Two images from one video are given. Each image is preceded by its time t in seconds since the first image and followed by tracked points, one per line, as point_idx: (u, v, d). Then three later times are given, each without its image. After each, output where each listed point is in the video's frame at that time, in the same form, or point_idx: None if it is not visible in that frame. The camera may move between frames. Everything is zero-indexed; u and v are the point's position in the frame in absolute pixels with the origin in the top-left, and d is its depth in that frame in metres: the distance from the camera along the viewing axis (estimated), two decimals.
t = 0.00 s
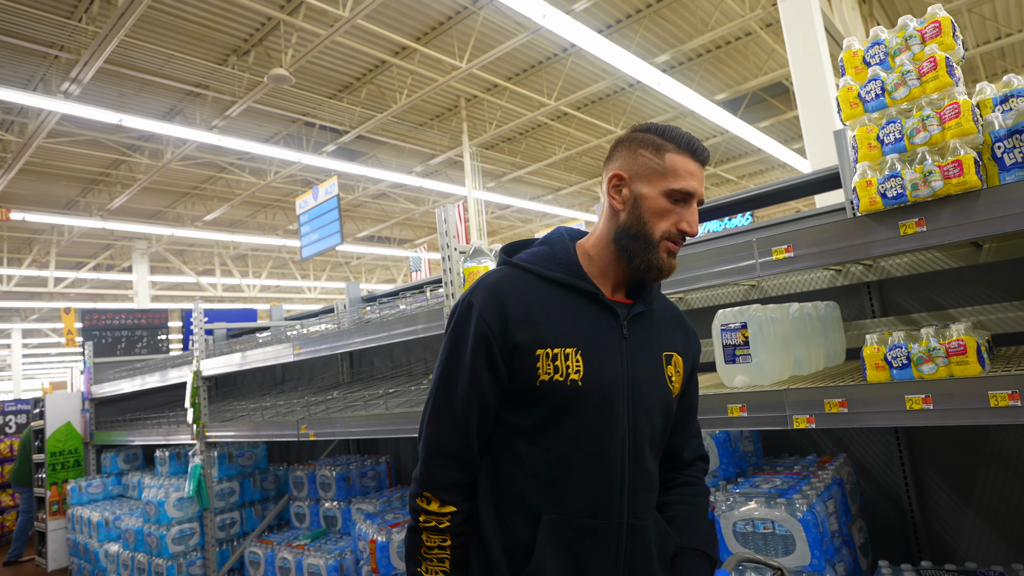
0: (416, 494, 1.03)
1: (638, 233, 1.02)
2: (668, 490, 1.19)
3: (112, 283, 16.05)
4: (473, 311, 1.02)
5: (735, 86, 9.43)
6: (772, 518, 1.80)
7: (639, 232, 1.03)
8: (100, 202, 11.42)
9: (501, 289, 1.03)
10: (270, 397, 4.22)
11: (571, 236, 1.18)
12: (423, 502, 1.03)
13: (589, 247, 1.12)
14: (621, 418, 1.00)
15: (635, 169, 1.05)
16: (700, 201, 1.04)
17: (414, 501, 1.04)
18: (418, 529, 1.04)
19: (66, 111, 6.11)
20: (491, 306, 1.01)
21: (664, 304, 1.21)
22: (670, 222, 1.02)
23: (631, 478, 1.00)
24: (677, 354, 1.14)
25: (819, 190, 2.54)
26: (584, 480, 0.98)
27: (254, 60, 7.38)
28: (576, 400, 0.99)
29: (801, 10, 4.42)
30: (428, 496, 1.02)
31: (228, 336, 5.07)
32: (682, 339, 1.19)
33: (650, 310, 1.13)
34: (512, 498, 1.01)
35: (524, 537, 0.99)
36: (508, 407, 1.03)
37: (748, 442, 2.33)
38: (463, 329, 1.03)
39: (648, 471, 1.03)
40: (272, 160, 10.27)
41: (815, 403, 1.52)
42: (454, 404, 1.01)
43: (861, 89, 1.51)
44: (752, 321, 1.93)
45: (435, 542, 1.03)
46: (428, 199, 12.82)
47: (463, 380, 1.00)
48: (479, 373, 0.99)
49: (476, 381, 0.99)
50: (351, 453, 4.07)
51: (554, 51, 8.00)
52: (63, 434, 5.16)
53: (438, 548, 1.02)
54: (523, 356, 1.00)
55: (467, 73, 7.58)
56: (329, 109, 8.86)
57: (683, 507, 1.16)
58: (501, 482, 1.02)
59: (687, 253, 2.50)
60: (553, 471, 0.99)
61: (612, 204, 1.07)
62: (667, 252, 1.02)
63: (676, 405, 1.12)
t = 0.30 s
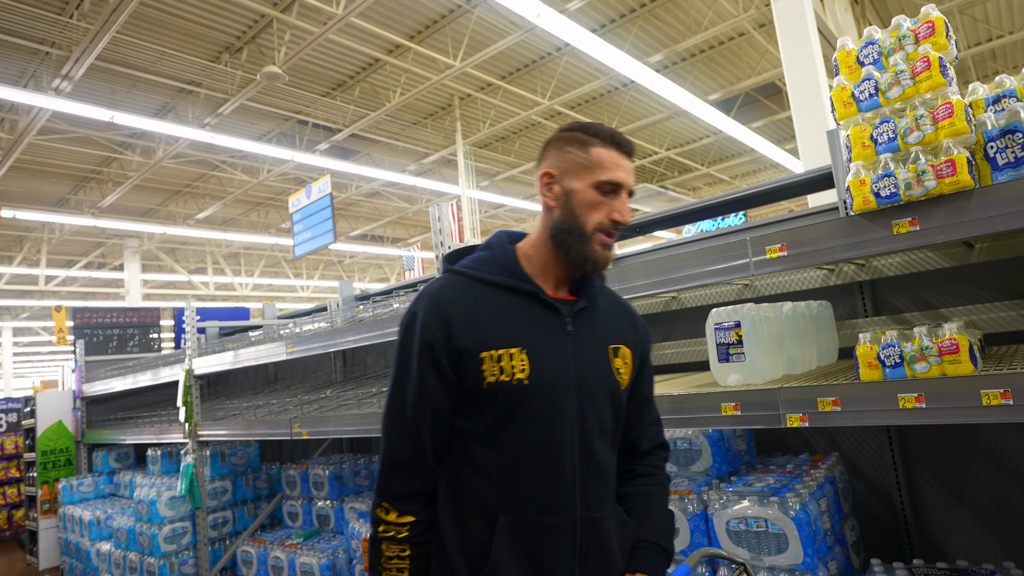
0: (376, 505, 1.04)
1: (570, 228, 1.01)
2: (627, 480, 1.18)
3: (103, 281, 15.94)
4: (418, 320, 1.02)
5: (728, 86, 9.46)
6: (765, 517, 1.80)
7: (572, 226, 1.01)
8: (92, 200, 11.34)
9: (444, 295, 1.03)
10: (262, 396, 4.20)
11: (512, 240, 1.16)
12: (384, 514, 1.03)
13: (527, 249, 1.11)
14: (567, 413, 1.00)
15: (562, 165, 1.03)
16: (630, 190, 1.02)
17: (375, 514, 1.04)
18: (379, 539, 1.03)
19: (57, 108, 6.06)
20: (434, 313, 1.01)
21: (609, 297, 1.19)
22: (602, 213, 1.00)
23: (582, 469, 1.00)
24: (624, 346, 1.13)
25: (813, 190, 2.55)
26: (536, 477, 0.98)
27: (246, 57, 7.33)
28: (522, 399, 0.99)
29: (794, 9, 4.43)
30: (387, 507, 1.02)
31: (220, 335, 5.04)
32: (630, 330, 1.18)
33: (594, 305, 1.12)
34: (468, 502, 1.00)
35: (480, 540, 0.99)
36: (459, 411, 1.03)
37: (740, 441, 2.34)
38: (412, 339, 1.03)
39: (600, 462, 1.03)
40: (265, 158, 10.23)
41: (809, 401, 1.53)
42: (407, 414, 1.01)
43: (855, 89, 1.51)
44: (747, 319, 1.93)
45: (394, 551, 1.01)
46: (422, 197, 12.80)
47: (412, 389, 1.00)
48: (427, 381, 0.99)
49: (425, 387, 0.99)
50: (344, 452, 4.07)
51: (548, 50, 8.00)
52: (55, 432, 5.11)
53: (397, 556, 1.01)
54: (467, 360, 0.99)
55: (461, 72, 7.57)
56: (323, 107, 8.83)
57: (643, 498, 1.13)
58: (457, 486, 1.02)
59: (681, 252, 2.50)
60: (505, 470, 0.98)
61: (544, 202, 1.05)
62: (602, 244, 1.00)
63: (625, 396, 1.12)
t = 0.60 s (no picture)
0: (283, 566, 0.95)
1: (439, 240, 1.01)
2: (558, 472, 1.19)
3: (102, 279, 15.90)
4: (298, 359, 0.98)
5: (728, 85, 9.46)
6: (767, 515, 1.80)
7: (439, 238, 1.01)
8: (91, 198, 11.32)
9: (326, 330, 1.00)
10: (262, 394, 4.20)
11: (390, 256, 1.15)
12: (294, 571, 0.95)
13: (405, 266, 1.10)
14: (467, 432, 1.01)
15: (418, 178, 1.03)
16: (494, 190, 1.03)
17: None
18: None
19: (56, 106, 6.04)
20: (317, 349, 0.99)
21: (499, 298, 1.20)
22: (467, 220, 1.00)
23: (484, 485, 1.02)
24: (522, 348, 1.14)
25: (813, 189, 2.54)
26: (441, 501, 0.99)
27: (246, 55, 7.31)
28: (418, 426, 0.98)
29: (794, 8, 4.42)
30: (300, 562, 0.95)
31: (220, 332, 5.03)
32: (527, 330, 1.20)
33: (485, 312, 1.12)
34: (375, 532, 1.00)
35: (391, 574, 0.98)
36: (356, 446, 1.01)
37: (742, 440, 2.33)
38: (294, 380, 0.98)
39: (504, 475, 1.05)
40: (264, 157, 10.22)
41: (812, 400, 1.52)
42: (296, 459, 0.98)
43: (860, 86, 1.51)
44: (749, 317, 1.91)
45: None
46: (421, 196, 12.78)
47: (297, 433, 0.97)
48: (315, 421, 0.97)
49: (315, 426, 0.97)
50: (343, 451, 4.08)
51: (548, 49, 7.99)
52: (56, 429, 5.11)
53: None
54: (358, 394, 0.98)
55: (461, 71, 7.56)
56: (322, 105, 8.82)
57: (580, 486, 1.15)
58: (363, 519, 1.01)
59: (680, 251, 2.49)
60: (408, 500, 0.98)
61: (409, 216, 1.05)
62: (471, 251, 1.00)
63: (528, 399, 1.13)
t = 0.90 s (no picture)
0: (218, 541, 0.96)
1: (378, 229, 1.08)
2: (530, 461, 1.23)
3: (118, 272, 16.06)
4: (254, 347, 1.03)
5: (741, 75, 9.35)
6: (783, 507, 1.79)
7: (378, 227, 1.08)
8: (106, 191, 11.42)
9: (282, 321, 1.04)
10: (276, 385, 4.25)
11: (347, 250, 1.22)
12: (229, 548, 0.95)
13: (360, 259, 1.17)
14: (427, 415, 1.06)
15: (353, 174, 1.11)
16: (425, 176, 1.09)
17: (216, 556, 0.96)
18: None
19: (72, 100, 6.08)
20: (272, 339, 1.02)
21: (456, 285, 1.27)
22: (399, 207, 1.07)
23: (445, 467, 1.07)
24: (481, 334, 1.20)
25: (828, 180, 2.51)
26: (404, 484, 1.03)
27: (257, 48, 7.32)
28: (376, 411, 1.03)
29: None
30: (237, 538, 0.96)
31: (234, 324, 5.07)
32: (485, 317, 1.26)
33: (441, 300, 1.19)
34: (339, 516, 1.03)
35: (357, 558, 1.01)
36: (315, 435, 1.06)
37: (756, 432, 2.32)
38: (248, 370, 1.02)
39: (464, 456, 1.10)
40: (276, 150, 10.26)
41: (829, 391, 1.51)
42: (250, 449, 0.99)
43: (880, 73, 1.48)
44: (765, 309, 1.90)
45: None
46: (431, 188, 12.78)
47: (248, 420, 1.00)
48: (267, 409, 1.00)
49: (265, 414, 1.00)
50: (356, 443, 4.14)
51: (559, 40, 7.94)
52: (74, 420, 5.21)
53: None
54: (314, 381, 1.02)
55: (472, 62, 7.53)
56: (333, 97, 8.82)
57: (560, 472, 1.19)
58: (325, 506, 1.05)
59: (694, 243, 2.47)
60: (370, 482, 1.02)
61: (350, 211, 1.13)
62: (406, 236, 1.07)
63: (488, 384, 1.19)
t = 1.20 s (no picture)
0: (253, 486, 1.00)
1: (412, 207, 1.11)
2: (541, 450, 1.28)
3: (155, 257, 16.48)
4: (296, 324, 1.04)
5: (775, 56, 9.10)
6: (817, 496, 1.76)
7: (413, 206, 1.11)
8: (143, 178, 11.70)
9: (324, 300, 1.06)
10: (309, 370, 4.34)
11: (387, 242, 1.24)
12: (263, 491, 0.99)
13: (399, 247, 1.19)
14: (460, 393, 1.08)
15: (391, 165, 1.16)
16: (454, 158, 1.13)
17: (251, 501, 0.99)
18: (261, 525, 0.99)
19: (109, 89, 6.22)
20: (314, 316, 1.04)
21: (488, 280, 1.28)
22: (431, 183, 1.10)
23: (475, 444, 1.08)
24: (509, 323, 1.22)
25: (866, 163, 2.44)
26: (436, 459, 1.04)
27: (287, 36, 7.38)
28: (412, 386, 1.04)
29: None
30: (270, 481, 1.00)
31: (268, 309, 5.16)
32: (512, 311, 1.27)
33: (474, 288, 1.20)
34: (368, 491, 1.04)
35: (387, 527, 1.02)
36: (349, 407, 1.07)
37: (790, 420, 2.28)
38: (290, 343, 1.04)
39: (492, 436, 1.11)
40: (306, 137, 10.36)
41: (868, 379, 1.48)
42: (285, 416, 1.01)
43: (927, 51, 1.43)
44: (802, 295, 1.86)
45: (283, 524, 0.98)
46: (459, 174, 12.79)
47: (285, 389, 1.02)
48: (303, 381, 1.01)
49: (301, 385, 1.01)
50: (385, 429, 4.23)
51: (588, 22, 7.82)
52: (115, 401, 5.45)
53: (287, 526, 0.98)
54: (353, 355, 1.04)
55: (500, 47, 7.47)
56: (362, 84, 8.85)
57: (569, 458, 1.24)
58: (356, 478, 1.06)
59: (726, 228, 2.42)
60: (403, 455, 1.03)
61: (390, 202, 1.17)
62: (439, 210, 1.09)
63: (514, 371, 1.21)
